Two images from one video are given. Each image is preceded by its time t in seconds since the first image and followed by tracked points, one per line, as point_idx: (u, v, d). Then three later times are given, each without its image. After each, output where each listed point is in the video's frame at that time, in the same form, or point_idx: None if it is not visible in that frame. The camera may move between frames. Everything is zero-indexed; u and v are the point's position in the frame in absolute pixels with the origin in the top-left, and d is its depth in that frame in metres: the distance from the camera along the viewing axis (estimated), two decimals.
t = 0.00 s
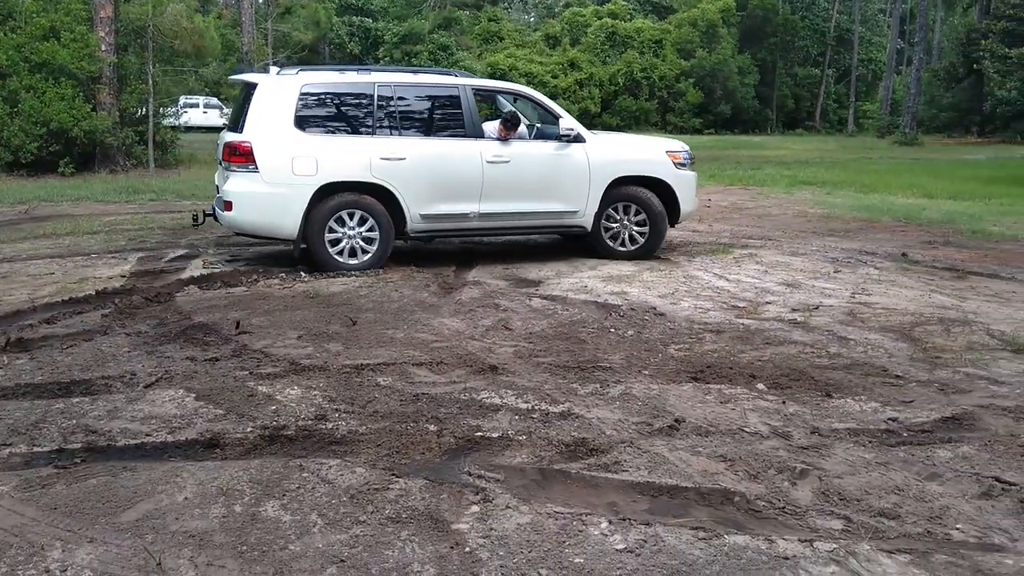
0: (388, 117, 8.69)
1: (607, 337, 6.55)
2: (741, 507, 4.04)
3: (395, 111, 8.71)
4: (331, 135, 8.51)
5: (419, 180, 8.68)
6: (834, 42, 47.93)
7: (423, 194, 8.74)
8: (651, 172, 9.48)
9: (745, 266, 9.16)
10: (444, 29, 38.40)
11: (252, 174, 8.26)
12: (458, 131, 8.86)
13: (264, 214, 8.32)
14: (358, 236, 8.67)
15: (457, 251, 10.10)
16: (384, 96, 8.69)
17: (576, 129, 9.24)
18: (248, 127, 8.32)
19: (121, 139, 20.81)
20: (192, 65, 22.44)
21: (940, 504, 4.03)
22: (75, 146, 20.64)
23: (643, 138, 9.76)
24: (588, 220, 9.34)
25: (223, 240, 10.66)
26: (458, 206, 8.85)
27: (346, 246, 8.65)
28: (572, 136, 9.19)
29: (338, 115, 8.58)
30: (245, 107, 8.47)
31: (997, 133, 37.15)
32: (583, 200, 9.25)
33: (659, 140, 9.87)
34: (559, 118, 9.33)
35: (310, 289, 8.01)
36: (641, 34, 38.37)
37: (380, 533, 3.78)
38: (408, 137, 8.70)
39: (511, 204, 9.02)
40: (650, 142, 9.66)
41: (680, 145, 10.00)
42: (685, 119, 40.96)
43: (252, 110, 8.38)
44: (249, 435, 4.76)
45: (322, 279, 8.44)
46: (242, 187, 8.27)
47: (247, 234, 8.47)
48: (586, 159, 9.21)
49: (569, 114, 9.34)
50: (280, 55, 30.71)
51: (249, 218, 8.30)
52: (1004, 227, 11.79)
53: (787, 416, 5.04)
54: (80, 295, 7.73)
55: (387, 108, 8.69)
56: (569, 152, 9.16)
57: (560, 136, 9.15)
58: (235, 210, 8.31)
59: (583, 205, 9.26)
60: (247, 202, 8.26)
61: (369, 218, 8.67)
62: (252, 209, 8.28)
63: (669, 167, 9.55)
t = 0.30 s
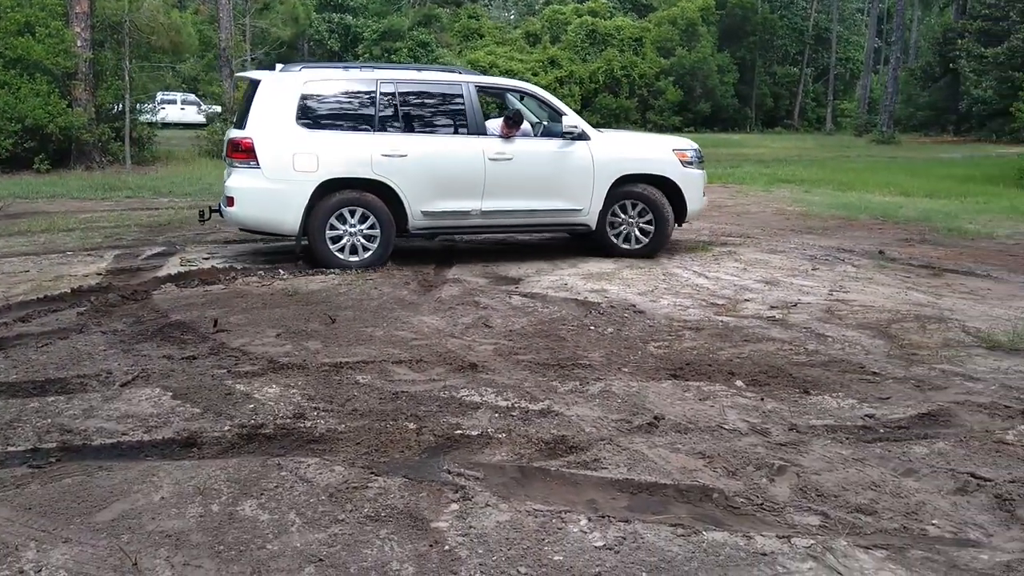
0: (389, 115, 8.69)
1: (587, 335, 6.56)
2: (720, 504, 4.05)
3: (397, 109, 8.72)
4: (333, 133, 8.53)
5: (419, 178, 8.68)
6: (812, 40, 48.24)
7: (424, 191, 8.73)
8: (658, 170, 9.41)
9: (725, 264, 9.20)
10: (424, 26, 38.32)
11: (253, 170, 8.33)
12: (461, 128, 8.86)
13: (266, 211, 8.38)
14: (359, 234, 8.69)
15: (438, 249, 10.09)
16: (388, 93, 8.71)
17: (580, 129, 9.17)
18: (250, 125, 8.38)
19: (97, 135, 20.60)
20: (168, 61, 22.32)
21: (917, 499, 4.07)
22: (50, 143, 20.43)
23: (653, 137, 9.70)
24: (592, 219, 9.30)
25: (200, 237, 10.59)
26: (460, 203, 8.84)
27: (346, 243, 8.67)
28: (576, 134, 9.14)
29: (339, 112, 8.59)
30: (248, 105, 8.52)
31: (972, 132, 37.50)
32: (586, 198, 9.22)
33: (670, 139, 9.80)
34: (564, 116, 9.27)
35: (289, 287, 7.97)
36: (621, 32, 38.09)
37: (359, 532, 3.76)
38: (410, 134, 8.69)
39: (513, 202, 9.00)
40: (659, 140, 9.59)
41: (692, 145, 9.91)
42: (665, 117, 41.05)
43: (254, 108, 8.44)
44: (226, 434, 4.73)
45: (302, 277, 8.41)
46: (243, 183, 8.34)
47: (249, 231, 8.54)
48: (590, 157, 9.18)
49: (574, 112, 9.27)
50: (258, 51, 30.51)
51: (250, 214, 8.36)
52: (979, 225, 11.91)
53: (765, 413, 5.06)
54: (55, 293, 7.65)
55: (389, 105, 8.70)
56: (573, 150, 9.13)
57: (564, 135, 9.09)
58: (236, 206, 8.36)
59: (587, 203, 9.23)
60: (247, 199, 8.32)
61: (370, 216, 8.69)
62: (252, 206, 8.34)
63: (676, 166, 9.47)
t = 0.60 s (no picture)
0: (390, 114, 8.71)
1: (566, 335, 6.57)
2: (698, 503, 4.07)
3: (398, 108, 8.73)
4: (333, 131, 8.57)
5: (419, 177, 8.68)
6: (789, 43, 48.57)
7: (424, 191, 8.74)
8: (661, 171, 9.39)
9: (704, 264, 9.25)
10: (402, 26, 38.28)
11: (253, 168, 8.40)
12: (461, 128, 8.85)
13: (266, 209, 8.45)
14: (359, 233, 8.71)
15: (418, 249, 10.07)
16: (388, 93, 8.73)
17: (581, 128, 9.14)
18: (250, 123, 8.44)
19: (72, 135, 20.40)
20: (145, 60, 22.23)
21: (892, 498, 4.10)
22: (24, 142, 20.22)
23: (656, 138, 9.67)
24: (593, 219, 9.29)
25: (177, 238, 10.51)
26: (460, 203, 8.84)
27: (345, 241, 8.69)
28: (576, 134, 9.11)
29: (339, 112, 8.62)
30: (249, 103, 8.59)
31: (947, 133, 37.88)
32: (588, 198, 9.20)
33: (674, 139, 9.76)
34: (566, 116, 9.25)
35: (267, 287, 7.93)
36: (599, 33, 37.81)
37: (337, 534, 3.75)
38: (411, 134, 8.70)
39: (514, 201, 8.99)
40: (662, 141, 9.57)
41: (698, 146, 9.87)
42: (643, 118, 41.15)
43: (255, 107, 8.50)
44: (203, 436, 4.70)
45: (279, 278, 8.36)
46: (243, 181, 8.41)
47: (250, 228, 8.62)
48: (591, 157, 9.16)
49: (576, 111, 9.24)
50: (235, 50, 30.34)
51: (250, 212, 8.42)
52: (954, 226, 12.03)
53: (743, 413, 5.09)
54: (29, 295, 7.57)
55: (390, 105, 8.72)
56: (574, 150, 9.11)
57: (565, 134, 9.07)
58: (236, 204, 8.44)
59: (589, 203, 9.21)
60: (247, 197, 8.39)
61: (371, 217, 8.72)
62: (252, 204, 8.41)
63: (679, 166, 9.45)
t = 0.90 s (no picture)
0: (389, 115, 8.70)
1: (545, 338, 6.58)
2: (676, 506, 4.08)
3: (397, 109, 8.73)
4: (331, 132, 8.57)
5: (417, 177, 8.67)
6: (766, 48, 48.94)
7: (422, 191, 8.72)
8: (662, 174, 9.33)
9: (682, 267, 9.29)
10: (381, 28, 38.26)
11: (251, 168, 8.40)
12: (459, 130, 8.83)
13: (264, 208, 8.42)
14: (356, 236, 8.71)
15: (397, 252, 10.05)
16: (386, 94, 8.74)
17: (581, 129, 9.09)
18: (249, 123, 8.46)
19: (46, 137, 20.20)
20: (120, 62, 22.06)
21: (867, 500, 4.13)
22: None
23: (658, 140, 9.63)
24: (593, 221, 9.23)
25: (153, 241, 10.43)
26: (458, 203, 8.81)
27: (341, 241, 8.68)
28: (576, 136, 9.06)
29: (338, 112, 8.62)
30: (249, 104, 8.62)
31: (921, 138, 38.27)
32: (588, 200, 9.14)
33: (677, 142, 9.72)
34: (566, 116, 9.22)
35: (243, 291, 7.89)
36: (579, 37, 38.64)
37: (314, 539, 3.73)
38: (410, 134, 8.69)
39: (513, 202, 8.95)
40: (664, 143, 9.53)
41: (701, 149, 9.82)
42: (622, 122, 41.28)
43: (255, 107, 8.53)
44: (179, 441, 4.66)
45: (255, 281, 8.31)
46: (242, 181, 8.41)
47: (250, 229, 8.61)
48: (591, 159, 9.11)
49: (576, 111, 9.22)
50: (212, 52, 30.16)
51: (249, 212, 8.41)
52: (928, 230, 12.16)
53: (720, 415, 5.11)
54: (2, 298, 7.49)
55: (389, 107, 8.72)
56: (573, 152, 9.06)
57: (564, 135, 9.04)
58: (235, 203, 8.43)
59: (588, 205, 9.15)
60: (245, 197, 8.39)
61: (373, 224, 8.72)
62: (250, 204, 8.40)
63: (680, 169, 9.40)
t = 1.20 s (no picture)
0: (387, 119, 8.70)
1: (523, 341, 6.58)
2: (653, 508, 4.10)
3: (395, 113, 8.72)
4: (329, 136, 8.56)
5: (415, 181, 8.63)
6: (742, 53, 49.28)
7: (420, 196, 8.69)
8: (665, 178, 9.24)
9: (659, 270, 9.32)
10: (358, 31, 38.22)
11: (250, 172, 8.40)
12: (457, 134, 8.81)
13: (263, 212, 8.43)
14: (353, 241, 8.69)
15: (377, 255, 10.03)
16: (383, 98, 8.72)
17: (580, 132, 9.01)
18: (247, 127, 8.46)
19: (19, 138, 19.99)
20: (94, 63, 21.87)
21: (841, 501, 4.17)
22: None
23: (663, 143, 9.54)
24: (593, 226, 9.19)
25: (128, 244, 10.34)
26: (456, 207, 8.77)
27: (338, 242, 8.66)
28: (576, 140, 8.99)
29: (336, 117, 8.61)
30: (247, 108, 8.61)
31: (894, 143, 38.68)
32: (588, 204, 9.09)
33: (684, 146, 9.61)
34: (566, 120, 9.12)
35: (219, 294, 7.84)
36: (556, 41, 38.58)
37: (289, 543, 3.71)
38: (408, 139, 8.68)
39: (512, 207, 8.91)
40: (668, 146, 9.43)
41: (706, 153, 9.69)
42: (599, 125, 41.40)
43: (253, 112, 8.52)
44: (152, 445, 4.62)
45: (231, 284, 8.26)
46: (242, 185, 8.40)
47: (250, 231, 8.63)
48: (591, 163, 9.04)
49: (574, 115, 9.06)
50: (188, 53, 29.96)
51: (248, 216, 8.42)
52: (902, 234, 12.28)
53: (696, 418, 5.14)
54: None
55: (387, 112, 8.71)
56: (573, 156, 8.99)
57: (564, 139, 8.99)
58: (234, 207, 8.44)
59: (587, 209, 9.10)
60: (244, 200, 8.41)
61: (373, 233, 8.70)
62: (249, 207, 8.41)
63: (683, 172, 9.30)
